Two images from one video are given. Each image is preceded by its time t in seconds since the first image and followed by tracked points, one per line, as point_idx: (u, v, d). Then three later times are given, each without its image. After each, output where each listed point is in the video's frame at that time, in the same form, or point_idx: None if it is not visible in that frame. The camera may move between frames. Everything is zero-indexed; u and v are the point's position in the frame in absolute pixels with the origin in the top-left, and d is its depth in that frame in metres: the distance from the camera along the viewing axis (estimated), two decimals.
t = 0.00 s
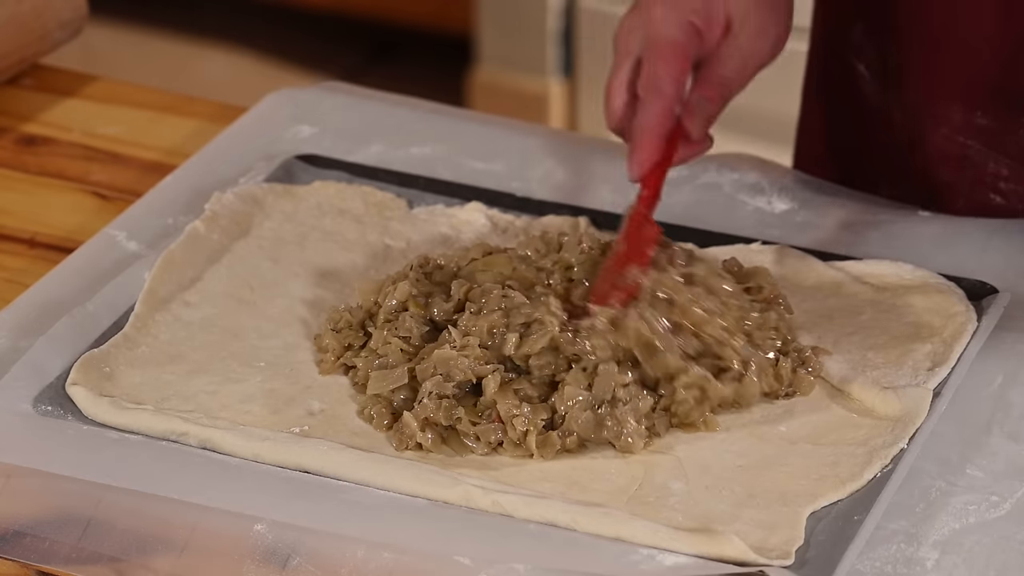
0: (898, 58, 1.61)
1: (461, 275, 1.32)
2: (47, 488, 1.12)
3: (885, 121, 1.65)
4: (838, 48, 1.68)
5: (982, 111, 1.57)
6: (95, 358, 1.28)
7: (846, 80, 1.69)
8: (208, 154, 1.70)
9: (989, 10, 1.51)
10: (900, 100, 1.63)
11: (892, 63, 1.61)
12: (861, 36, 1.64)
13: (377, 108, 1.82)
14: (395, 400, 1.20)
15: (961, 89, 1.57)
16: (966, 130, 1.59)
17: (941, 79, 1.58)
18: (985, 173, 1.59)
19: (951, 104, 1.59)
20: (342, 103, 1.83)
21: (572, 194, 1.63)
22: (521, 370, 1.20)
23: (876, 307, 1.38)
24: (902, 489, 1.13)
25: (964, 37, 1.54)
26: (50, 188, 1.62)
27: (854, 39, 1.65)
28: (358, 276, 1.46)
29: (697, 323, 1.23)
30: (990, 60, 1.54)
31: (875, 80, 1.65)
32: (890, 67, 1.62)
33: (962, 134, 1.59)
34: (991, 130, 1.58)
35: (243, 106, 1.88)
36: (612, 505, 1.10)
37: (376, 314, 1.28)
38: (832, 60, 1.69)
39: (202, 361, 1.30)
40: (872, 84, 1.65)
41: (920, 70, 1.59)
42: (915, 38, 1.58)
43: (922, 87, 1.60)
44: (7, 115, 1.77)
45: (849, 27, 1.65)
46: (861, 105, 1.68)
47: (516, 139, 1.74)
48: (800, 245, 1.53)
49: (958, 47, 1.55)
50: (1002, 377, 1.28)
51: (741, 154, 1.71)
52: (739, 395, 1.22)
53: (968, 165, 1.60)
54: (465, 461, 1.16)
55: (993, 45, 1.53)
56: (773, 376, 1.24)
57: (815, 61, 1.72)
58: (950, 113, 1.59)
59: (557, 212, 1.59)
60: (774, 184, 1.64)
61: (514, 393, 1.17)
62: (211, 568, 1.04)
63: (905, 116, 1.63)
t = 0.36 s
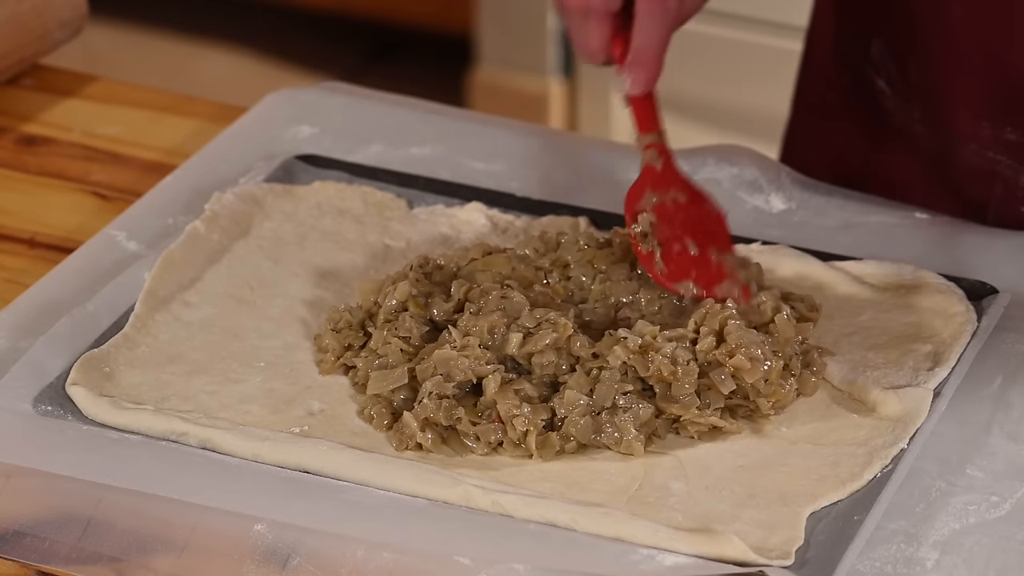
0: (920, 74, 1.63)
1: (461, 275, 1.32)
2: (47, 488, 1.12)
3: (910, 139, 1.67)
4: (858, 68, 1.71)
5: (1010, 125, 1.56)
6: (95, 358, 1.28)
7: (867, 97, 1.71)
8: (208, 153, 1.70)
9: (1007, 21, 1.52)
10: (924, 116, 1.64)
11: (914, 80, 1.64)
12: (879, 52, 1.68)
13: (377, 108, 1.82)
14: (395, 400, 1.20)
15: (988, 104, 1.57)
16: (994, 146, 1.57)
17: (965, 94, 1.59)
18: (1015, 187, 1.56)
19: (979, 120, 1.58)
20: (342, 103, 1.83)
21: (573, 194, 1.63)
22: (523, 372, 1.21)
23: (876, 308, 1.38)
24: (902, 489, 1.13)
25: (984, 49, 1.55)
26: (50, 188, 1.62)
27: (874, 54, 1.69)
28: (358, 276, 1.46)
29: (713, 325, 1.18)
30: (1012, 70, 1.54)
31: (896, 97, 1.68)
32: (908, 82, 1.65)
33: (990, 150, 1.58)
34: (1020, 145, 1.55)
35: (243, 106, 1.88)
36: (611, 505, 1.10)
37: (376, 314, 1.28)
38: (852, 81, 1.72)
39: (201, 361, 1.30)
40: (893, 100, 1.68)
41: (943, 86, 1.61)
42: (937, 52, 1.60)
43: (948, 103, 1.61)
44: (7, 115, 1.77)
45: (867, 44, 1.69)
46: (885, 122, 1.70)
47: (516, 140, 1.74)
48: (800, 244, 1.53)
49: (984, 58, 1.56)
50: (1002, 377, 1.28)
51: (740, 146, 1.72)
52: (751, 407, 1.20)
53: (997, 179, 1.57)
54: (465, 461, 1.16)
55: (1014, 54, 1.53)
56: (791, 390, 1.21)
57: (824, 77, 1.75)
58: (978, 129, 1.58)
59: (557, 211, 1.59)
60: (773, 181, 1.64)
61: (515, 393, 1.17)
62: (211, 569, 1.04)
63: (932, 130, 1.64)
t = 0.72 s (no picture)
0: (892, 95, 1.65)
1: (462, 275, 1.32)
2: (47, 488, 1.12)
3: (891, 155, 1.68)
4: (824, 94, 1.75)
5: (992, 134, 1.58)
6: (95, 358, 1.28)
7: (838, 121, 1.74)
8: (208, 154, 1.70)
9: (966, 36, 1.56)
10: (903, 137, 1.66)
11: (887, 101, 1.66)
12: (843, 79, 1.71)
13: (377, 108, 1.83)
14: (395, 400, 1.20)
15: (964, 116, 1.60)
16: (978, 155, 1.60)
17: (941, 108, 1.61)
18: (1003, 195, 1.59)
19: (960, 132, 1.61)
20: (342, 104, 1.83)
21: (572, 194, 1.63)
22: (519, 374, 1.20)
23: (876, 307, 1.38)
24: (902, 489, 1.13)
25: (949, 65, 1.59)
26: (50, 188, 1.62)
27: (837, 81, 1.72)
28: (358, 276, 1.46)
29: (721, 338, 1.22)
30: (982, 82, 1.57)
31: (868, 120, 1.69)
32: (880, 105, 1.67)
33: (975, 160, 1.60)
34: (1004, 153, 1.58)
35: (243, 106, 1.88)
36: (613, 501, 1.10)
37: (376, 314, 1.28)
38: (819, 104, 1.76)
39: (201, 361, 1.30)
40: (867, 124, 1.70)
41: (917, 104, 1.64)
42: (902, 73, 1.63)
43: (926, 119, 1.63)
44: (7, 115, 1.78)
45: (829, 72, 1.72)
46: (862, 145, 1.71)
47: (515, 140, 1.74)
48: (800, 244, 1.53)
49: (955, 71, 1.59)
50: (1001, 377, 1.28)
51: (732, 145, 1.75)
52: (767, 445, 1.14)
53: (984, 189, 1.60)
54: (464, 461, 1.16)
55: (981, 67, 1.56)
56: (802, 403, 1.21)
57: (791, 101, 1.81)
58: (960, 142, 1.61)
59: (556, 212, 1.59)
60: (772, 181, 1.64)
61: (512, 394, 1.17)
62: (211, 568, 1.04)
63: (914, 149, 1.65)
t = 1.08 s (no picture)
0: (801, 101, 1.74)
1: (461, 275, 1.32)
2: (47, 488, 1.12)
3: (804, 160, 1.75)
4: (728, 105, 1.82)
5: (909, 135, 1.67)
6: (95, 358, 1.28)
7: (745, 130, 1.81)
8: (209, 154, 1.70)
9: (877, 38, 1.64)
10: (815, 142, 1.75)
11: (795, 108, 1.75)
12: (749, 89, 1.79)
13: (377, 108, 1.83)
14: (396, 400, 1.21)
15: (880, 117, 1.69)
16: (895, 156, 1.69)
17: (858, 110, 1.70)
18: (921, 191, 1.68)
19: (878, 133, 1.70)
20: (342, 104, 1.83)
21: (572, 194, 1.64)
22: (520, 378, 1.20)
23: (877, 307, 1.38)
24: (902, 490, 1.13)
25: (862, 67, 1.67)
26: (50, 188, 1.61)
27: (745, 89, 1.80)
28: (358, 276, 1.46)
29: (721, 339, 1.23)
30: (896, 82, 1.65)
31: (778, 128, 1.78)
32: (788, 109, 1.76)
33: (892, 160, 1.70)
34: (921, 151, 1.67)
35: (244, 107, 1.88)
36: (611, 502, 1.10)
37: (376, 313, 1.29)
38: (723, 114, 1.82)
39: (202, 361, 1.30)
40: (777, 130, 1.78)
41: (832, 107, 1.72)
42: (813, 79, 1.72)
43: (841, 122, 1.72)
44: (7, 115, 1.77)
45: (736, 82, 1.80)
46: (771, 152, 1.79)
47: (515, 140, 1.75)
48: (800, 245, 1.53)
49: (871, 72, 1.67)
50: (1002, 377, 1.28)
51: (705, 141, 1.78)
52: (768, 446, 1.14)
53: (902, 188, 1.69)
54: (464, 461, 1.16)
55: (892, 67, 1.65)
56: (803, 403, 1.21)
57: (693, 113, 1.85)
58: (877, 143, 1.70)
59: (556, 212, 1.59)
60: (772, 181, 1.64)
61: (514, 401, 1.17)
62: (211, 568, 1.04)
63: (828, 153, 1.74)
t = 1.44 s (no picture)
0: (780, 102, 1.74)
1: (462, 275, 1.32)
2: (47, 488, 1.12)
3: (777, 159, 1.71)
4: (702, 105, 1.77)
5: (888, 135, 1.68)
6: (95, 358, 1.28)
7: (719, 130, 1.75)
8: (208, 154, 1.70)
9: (855, 37, 1.64)
10: (791, 142, 1.72)
11: (773, 108, 1.74)
12: (724, 89, 1.76)
13: (376, 108, 1.83)
14: (395, 400, 1.21)
15: (859, 116, 1.69)
16: (873, 156, 1.68)
17: (837, 110, 1.70)
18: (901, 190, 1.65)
19: (856, 134, 1.69)
20: (343, 104, 1.83)
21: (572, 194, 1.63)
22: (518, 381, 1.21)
23: (876, 306, 1.38)
24: (902, 489, 1.13)
25: (840, 67, 1.68)
26: (50, 188, 1.62)
27: (720, 91, 1.76)
28: (358, 276, 1.46)
29: (721, 339, 1.23)
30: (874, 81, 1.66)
31: (754, 128, 1.74)
32: (765, 111, 1.74)
33: (872, 161, 1.68)
34: (899, 151, 1.67)
35: (244, 107, 1.88)
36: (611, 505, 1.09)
37: (376, 314, 1.29)
38: (699, 115, 1.77)
39: (202, 361, 1.30)
40: (752, 131, 1.74)
41: (811, 108, 1.72)
42: (792, 78, 1.72)
43: (820, 122, 1.71)
44: (7, 115, 1.77)
45: (713, 83, 1.76)
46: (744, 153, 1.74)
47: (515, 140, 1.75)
48: (800, 244, 1.53)
49: (850, 72, 1.68)
50: (1002, 378, 1.28)
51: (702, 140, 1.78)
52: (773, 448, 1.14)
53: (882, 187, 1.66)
54: (464, 461, 1.16)
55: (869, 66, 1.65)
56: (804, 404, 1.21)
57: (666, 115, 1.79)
58: (854, 142, 1.69)
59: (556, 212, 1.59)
60: (772, 181, 1.65)
61: (513, 409, 1.17)
62: (211, 568, 1.04)
63: (805, 153, 1.71)
